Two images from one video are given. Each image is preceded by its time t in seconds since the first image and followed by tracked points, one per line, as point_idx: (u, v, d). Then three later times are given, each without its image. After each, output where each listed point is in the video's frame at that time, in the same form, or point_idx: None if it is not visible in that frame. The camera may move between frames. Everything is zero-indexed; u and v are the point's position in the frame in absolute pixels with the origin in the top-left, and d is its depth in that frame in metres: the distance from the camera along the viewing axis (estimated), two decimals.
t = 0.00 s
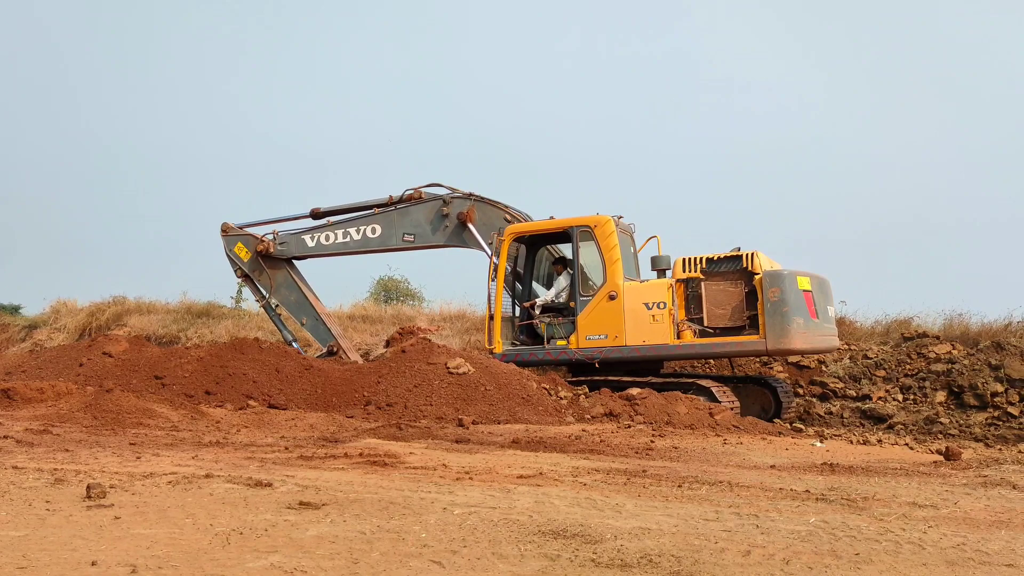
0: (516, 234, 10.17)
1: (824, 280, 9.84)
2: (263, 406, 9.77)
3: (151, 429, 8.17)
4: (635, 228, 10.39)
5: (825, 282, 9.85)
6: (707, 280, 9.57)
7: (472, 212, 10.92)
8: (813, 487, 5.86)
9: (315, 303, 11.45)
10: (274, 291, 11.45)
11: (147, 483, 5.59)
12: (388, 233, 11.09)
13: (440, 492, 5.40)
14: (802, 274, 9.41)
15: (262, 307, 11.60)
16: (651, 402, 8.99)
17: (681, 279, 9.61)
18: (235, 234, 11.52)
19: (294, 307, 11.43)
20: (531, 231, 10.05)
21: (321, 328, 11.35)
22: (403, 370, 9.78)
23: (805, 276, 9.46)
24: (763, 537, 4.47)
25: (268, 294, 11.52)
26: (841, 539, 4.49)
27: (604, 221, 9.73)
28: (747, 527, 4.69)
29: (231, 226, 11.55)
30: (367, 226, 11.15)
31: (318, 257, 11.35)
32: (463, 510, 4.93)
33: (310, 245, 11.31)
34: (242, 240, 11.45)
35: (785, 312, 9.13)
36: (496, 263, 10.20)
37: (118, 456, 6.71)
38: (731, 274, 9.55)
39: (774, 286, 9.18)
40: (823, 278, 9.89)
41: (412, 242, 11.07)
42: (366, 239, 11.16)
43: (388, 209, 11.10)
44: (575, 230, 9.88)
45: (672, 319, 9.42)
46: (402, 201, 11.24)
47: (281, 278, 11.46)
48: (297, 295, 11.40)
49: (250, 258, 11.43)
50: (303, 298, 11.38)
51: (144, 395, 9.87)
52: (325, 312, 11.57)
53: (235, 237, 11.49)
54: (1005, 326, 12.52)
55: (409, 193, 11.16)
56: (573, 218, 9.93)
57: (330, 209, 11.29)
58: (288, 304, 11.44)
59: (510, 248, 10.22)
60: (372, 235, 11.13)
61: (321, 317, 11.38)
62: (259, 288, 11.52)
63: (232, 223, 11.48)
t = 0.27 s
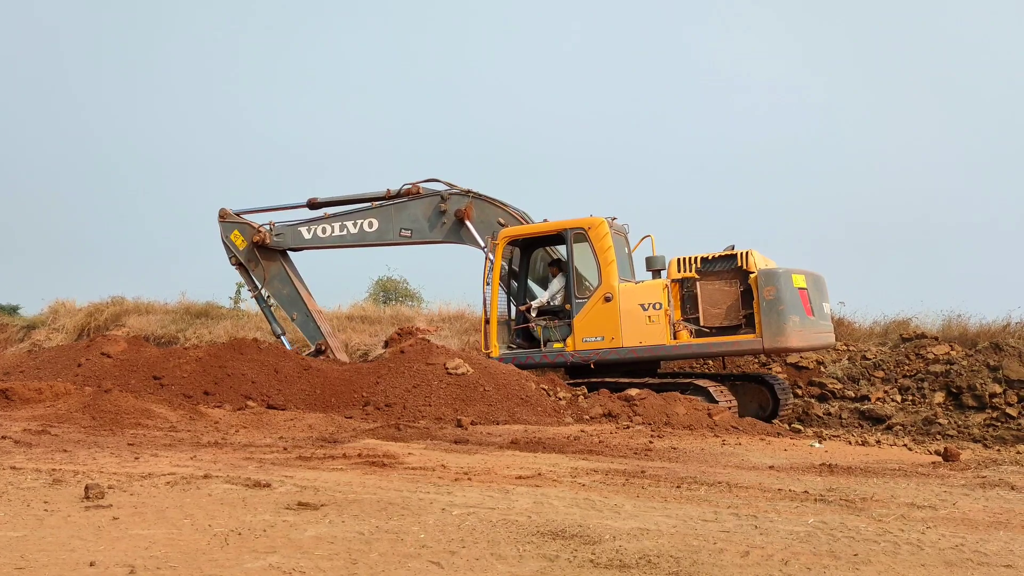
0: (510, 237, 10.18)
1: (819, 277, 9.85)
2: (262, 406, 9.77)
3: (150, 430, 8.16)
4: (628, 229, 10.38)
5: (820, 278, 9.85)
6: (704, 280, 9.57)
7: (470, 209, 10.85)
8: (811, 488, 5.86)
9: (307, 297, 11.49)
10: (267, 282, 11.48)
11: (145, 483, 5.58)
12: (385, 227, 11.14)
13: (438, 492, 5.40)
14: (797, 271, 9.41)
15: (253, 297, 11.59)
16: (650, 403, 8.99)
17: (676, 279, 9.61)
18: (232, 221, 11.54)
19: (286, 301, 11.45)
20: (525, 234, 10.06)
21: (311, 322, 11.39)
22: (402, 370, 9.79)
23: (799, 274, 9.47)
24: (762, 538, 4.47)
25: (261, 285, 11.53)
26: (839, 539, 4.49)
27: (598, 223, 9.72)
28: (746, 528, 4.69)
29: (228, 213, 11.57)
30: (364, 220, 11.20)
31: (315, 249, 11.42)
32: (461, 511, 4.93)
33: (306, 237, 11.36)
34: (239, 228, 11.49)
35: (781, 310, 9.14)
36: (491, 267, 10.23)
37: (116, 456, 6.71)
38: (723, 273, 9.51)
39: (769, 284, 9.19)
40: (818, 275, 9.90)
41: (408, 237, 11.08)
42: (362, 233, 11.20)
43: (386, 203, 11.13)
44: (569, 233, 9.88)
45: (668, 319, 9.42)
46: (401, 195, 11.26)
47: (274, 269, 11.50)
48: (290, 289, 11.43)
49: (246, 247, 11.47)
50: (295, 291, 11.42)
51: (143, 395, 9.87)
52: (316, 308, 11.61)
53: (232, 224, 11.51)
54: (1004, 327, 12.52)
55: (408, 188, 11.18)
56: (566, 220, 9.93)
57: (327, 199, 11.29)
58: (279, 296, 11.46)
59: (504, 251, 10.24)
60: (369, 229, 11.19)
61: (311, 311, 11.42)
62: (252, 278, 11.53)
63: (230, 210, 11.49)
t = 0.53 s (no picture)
0: (511, 238, 10.17)
1: (821, 278, 9.84)
2: (263, 408, 9.77)
3: (151, 431, 8.16)
4: (630, 229, 10.38)
5: (822, 279, 9.85)
6: (705, 281, 9.58)
7: (475, 205, 10.82)
8: (812, 489, 5.86)
9: (302, 290, 11.47)
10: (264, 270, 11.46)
11: (146, 485, 5.58)
12: (390, 218, 11.18)
13: (439, 494, 5.39)
14: (799, 273, 9.41)
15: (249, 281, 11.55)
16: (651, 404, 8.98)
17: (678, 280, 9.64)
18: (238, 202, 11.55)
19: (280, 291, 11.43)
20: (526, 235, 10.05)
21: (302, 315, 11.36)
22: (403, 372, 9.79)
23: (801, 275, 9.46)
24: (763, 539, 4.46)
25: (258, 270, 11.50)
26: (841, 541, 4.49)
27: (600, 224, 9.72)
28: (747, 529, 4.69)
29: (237, 193, 11.58)
30: (369, 211, 11.23)
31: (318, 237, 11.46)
32: (462, 512, 4.93)
33: (310, 226, 11.38)
34: (244, 211, 11.51)
35: (783, 312, 9.13)
36: (492, 267, 10.22)
37: (118, 457, 6.71)
38: (727, 275, 9.53)
39: (772, 286, 9.18)
40: (820, 277, 9.89)
41: (412, 230, 11.10)
42: (367, 224, 11.24)
43: (392, 195, 11.15)
44: (571, 233, 9.87)
45: (670, 320, 9.43)
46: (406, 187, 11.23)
47: (273, 257, 11.48)
48: (286, 280, 11.39)
49: (247, 232, 11.47)
50: (291, 281, 11.40)
51: (144, 396, 9.87)
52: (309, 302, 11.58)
53: (239, 205, 11.53)
54: (1005, 328, 12.52)
55: (414, 180, 11.15)
56: (568, 221, 9.92)
57: (332, 187, 11.30)
58: (274, 284, 11.42)
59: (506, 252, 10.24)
60: (374, 220, 11.23)
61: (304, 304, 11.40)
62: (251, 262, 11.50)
63: (240, 191, 11.50)
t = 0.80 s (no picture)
0: (517, 237, 10.18)
1: (827, 281, 9.84)
2: (265, 408, 9.78)
3: (153, 431, 8.17)
4: (635, 231, 10.35)
5: (827, 282, 9.84)
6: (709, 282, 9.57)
7: (484, 200, 10.92)
8: (815, 489, 5.85)
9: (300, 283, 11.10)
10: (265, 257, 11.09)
11: (149, 485, 5.59)
12: (398, 211, 11.09)
13: (442, 494, 5.40)
14: (805, 276, 9.40)
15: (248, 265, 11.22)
16: (653, 405, 8.98)
17: (684, 280, 9.59)
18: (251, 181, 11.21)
19: (279, 282, 11.06)
20: (532, 234, 10.06)
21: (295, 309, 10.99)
22: (406, 372, 9.79)
23: (806, 277, 9.45)
24: (765, 540, 4.46)
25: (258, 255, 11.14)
26: (843, 541, 4.49)
27: (606, 223, 9.72)
28: (749, 529, 4.69)
29: (251, 171, 11.19)
30: (379, 203, 11.13)
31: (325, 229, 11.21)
32: (464, 513, 4.93)
33: (318, 215, 11.17)
34: (255, 192, 11.16)
35: (788, 314, 9.13)
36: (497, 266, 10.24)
37: (120, 458, 6.71)
38: (731, 276, 9.54)
39: (776, 288, 9.17)
40: (825, 280, 9.89)
41: (420, 223, 11.07)
42: (375, 215, 11.14)
43: (402, 186, 11.09)
44: (576, 233, 9.87)
45: (674, 320, 9.42)
46: (415, 179, 11.22)
47: (275, 244, 11.11)
48: (285, 271, 11.04)
49: (255, 215, 11.13)
50: (289, 272, 11.03)
51: (146, 397, 9.88)
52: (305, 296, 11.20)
53: (251, 184, 11.19)
54: (1008, 328, 12.50)
55: (423, 173, 11.18)
56: (574, 220, 9.92)
57: (343, 176, 11.29)
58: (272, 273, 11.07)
59: (511, 251, 10.24)
60: (382, 212, 11.13)
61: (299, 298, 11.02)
62: (253, 246, 11.16)
63: (256, 170, 11.14)
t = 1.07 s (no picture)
0: (519, 237, 10.18)
1: (829, 281, 9.83)
2: (267, 409, 9.79)
3: (156, 432, 8.18)
4: (636, 231, 10.35)
5: (829, 282, 9.84)
6: (711, 282, 9.57)
7: (487, 199, 10.96)
8: (817, 489, 5.85)
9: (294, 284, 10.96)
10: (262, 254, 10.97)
11: (151, 486, 5.60)
12: (401, 210, 11.08)
13: (443, 494, 5.40)
14: (807, 276, 9.40)
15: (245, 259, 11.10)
16: (655, 405, 8.97)
17: (686, 280, 9.57)
18: (259, 175, 11.12)
19: (273, 281, 10.91)
20: (533, 234, 10.06)
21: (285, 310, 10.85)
22: (408, 372, 9.79)
23: (808, 278, 9.45)
24: (767, 539, 4.46)
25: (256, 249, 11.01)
26: (845, 540, 4.48)
27: (608, 223, 9.72)
28: (751, 529, 4.68)
29: (262, 165, 11.12)
30: (382, 202, 11.10)
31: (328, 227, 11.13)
32: (466, 513, 4.93)
33: (321, 214, 11.09)
34: (262, 186, 11.06)
35: (789, 314, 9.13)
36: (499, 265, 10.24)
37: (123, 458, 6.72)
38: (732, 275, 9.52)
39: (778, 288, 9.17)
40: (828, 280, 9.88)
41: (424, 222, 11.07)
42: (378, 214, 11.12)
43: (404, 185, 11.07)
44: (578, 233, 9.87)
45: (676, 320, 9.41)
46: (418, 177, 11.18)
47: (274, 241, 10.99)
48: (279, 271, 10.89)
49: (258, 209, 11.01)
50: (284, 273, 10.88)
51: (148, 397, 9.89)
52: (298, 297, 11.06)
53: (259, 178, 11.09)
54: (1010, 327, 12.49)
55: (426, 171, 11.16)
56: (576, 220, 9.92)
57: (347, 171, 11.28)
58: (267, 270, 10.95)
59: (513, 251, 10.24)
60: (385, 210, 11.11)
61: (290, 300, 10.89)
62: (252, 240, 11.05)
63: (267, 163, 11.06)
